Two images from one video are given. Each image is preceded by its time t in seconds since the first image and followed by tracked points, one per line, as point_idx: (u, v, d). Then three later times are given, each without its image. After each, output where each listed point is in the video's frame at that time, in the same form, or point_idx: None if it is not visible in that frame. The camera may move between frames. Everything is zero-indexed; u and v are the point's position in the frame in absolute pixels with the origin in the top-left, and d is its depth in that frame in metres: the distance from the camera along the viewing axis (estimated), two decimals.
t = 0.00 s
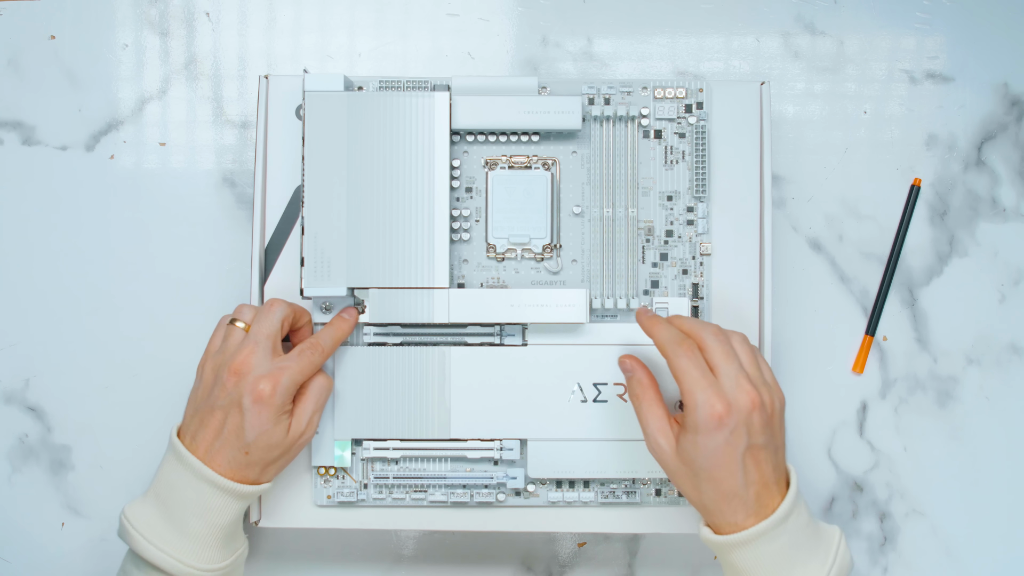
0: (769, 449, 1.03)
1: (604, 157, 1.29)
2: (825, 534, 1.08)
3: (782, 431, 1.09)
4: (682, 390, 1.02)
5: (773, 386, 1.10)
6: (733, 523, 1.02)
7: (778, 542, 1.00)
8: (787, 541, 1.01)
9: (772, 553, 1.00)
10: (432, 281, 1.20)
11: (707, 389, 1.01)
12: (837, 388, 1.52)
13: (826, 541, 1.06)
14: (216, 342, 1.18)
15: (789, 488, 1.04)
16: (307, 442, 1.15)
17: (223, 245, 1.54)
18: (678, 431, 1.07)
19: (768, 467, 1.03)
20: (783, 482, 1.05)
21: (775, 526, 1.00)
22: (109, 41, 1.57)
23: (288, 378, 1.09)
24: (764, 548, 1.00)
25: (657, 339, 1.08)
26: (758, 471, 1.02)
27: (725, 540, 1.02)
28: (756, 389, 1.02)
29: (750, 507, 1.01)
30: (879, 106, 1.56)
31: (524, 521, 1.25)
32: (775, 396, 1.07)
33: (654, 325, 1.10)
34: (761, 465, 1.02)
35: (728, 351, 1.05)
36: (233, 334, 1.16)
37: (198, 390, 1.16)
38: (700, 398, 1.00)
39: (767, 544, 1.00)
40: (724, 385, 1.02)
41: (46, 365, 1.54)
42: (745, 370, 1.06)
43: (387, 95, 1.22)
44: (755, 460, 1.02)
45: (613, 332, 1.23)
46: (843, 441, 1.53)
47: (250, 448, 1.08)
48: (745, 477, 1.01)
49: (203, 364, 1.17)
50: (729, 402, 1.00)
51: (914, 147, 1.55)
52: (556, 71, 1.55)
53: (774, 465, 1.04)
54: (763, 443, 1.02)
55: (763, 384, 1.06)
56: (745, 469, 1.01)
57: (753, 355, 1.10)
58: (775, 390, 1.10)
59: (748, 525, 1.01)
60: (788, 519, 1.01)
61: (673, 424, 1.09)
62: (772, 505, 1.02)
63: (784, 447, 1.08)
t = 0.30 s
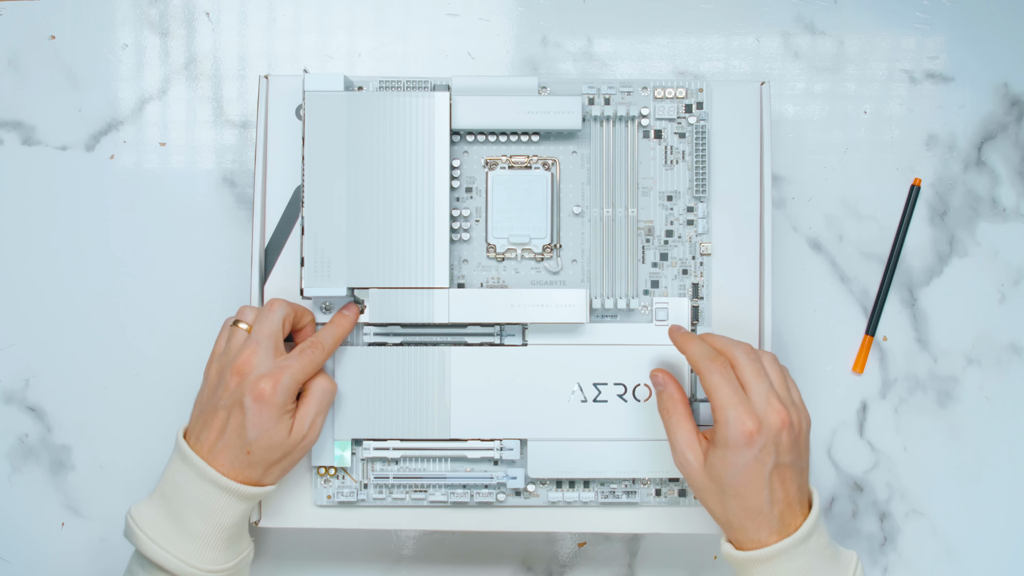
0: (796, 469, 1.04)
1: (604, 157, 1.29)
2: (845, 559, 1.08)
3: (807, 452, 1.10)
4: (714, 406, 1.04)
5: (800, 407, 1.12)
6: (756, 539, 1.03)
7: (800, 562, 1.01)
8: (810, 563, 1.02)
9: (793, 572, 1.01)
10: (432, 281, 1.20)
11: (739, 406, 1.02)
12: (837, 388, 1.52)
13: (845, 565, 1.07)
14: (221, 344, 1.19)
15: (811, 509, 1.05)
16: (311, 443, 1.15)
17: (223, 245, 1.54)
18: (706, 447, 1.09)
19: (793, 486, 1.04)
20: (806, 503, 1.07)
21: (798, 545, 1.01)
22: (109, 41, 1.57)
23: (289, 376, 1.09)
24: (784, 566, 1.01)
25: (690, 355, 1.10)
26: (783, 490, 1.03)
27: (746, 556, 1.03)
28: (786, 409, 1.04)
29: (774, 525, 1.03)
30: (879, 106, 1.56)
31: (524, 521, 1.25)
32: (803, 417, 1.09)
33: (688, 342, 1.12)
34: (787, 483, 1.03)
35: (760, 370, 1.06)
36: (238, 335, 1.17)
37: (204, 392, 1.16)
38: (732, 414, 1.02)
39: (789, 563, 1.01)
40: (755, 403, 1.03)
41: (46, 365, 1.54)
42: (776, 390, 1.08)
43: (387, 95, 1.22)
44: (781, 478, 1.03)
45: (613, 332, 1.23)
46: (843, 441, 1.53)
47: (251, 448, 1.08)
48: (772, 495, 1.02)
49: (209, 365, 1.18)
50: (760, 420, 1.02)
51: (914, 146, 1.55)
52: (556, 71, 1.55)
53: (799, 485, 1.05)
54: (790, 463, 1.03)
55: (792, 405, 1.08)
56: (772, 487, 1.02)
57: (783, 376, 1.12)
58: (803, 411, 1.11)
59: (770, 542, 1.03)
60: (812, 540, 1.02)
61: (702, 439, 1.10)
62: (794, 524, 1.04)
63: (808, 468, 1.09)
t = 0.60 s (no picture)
0: (807, 478, 1.05)
1: (604, 157, 1.29)
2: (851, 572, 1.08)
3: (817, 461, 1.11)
4: (727, 412, 1.06)
5: (811, 416, 1.12)
6: (765, 547, 1.04)
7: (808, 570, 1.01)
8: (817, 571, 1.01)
9: None
10: (432, 281, 1.20)
11: (752, 413, 1.03)
12: (837, 388, 1.52)
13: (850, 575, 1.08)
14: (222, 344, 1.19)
15: (821, 518, 1.06)
16: (312, 443, 1.15)
17: (223, 245, 1.54)
18: (717, 452, 1.09)
19: (804, 495, 1.05)
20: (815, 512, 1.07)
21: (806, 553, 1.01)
22: (109, 41, 1.57)
23: (289, 374, 1.10)
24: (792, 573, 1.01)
25: (704, 362, 1.11)
26: (793, 498, 1.04)
27: (754, 561, 1.04)
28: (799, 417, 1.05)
29: (784, 533, 1.03)
30: (879, 106, 1.56)
31: (524, 521, 1.25)
32: (814, 425, 1.09)
33: (701, 348, 1.13)
34: (797, 491, 1.04)
35: (773, 377, 1.07)
36: (242, 335, 1.17)
37: (206, 391, 1.17)
38: (745, 421, 1.03)
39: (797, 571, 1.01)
40: (768, 410, 1.05)
41: (46, 365, 1.54)
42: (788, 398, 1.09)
43: (387, 95, 1.22)
44: (791, 486, 1.04)
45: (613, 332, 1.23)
46: (843, 441, 1.53)
47: (252, 446, 1.08)
48: (783, 503, 1.03)
49: (211, 365, 1.19)
50: (772, 426, 1.03)
51: (914, 146, 1.55)
52: (556, 71, 1.55)
53: (809, 493, 1.06)
54: (801, 471, 1.04)
55: (805, 413, 1.08)
56: (782, 495, 1.03)
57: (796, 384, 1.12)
58: (815, 420, 1.12)
59: (778, 549, 1.03)
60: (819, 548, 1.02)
61: (713, 446, 1.11)
62: (804, 532, 1.04)
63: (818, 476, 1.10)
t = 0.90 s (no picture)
0: (802, 473, 1.05)
1: (604, 157, 1.29)
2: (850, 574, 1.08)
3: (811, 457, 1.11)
4: (721, 409, 1.05)
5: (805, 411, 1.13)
6: (761, 540, 1.04)
7: (802, 568, 1.03)
8: (813, 567, 1.03)
9: None
10: (432, 281, 1.20)
11: (747, 410, 1.03)
12: (837, 388, 1.52)
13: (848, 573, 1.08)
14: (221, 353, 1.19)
15: (816, 513, 1.07)
16: (310, 454, 1.14)
17: (223, 245, 1.54)
18: (712, 449, 1.09)
19: (798, 491, 1.05)
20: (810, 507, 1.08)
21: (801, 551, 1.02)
22: (108, 41, 1.57)
23: (284, 385, 1.09)
24: (788, 571, 1.02)
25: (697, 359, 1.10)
26: (789, 494, 1.04)
27: (750, 555, 1.04)
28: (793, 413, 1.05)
29: (779, 528, 1.04)
30: (879, 106, 1.56)
31: (523, 521, 1.25)
32: (808, 421, 1.10)
33: (694, 345, 1.13)
34: (792, 487, 1.05)
35: (766, 373, 1.07)
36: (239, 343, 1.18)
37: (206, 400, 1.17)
38: (740, 418, 1.03)
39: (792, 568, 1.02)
40: (763, 406, 1.04)
41: (45, 365, 1.54)
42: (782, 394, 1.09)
43: (387, 95, 1.22)
44: (787, 482, 1.04)
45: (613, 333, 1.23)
46: (843, 441, 1.53)
47: (249, 456, 1.08)
48: (778, 499, 1.03)
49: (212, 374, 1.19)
50: (766, 423, 1.02)
51: (914, 146, 1.55)
52: (555, 71, 1.55)
53: (804, 488, 1.06)
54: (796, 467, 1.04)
55: (799, 409, 1.09)
56: (778, 491, 1.03)
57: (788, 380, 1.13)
58: (808, 415, 1.12)
59: (774, 545, 1.04)
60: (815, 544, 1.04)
61: (708, 442, 1.11)
62: (799, 527, 1.05)
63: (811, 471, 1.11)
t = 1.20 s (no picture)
0: (764, 438, 1.05)
1: (604, 157, 1.29)
2: (831, 534, 1.07)
3: (774, 423, 1.11)
4: (669, 383, 1.07)
5: (761, 377, 1.13)
6: (736, 513, 1.03)
7: (781, 535, 1.01)
8: (791, 534, 1.01)
9: (774, 545, 1.01)
10: (432, 281, 1.20)
11: (693, 379, 1.05)
12: (837, 388, 1.52)
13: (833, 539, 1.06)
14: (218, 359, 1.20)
15: (788, 479, 1.05)
16: (311, 464, 1.13)
17: (223, 245, 1.54)
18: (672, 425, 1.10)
19: (764, 457, 1.04)
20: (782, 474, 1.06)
21: (778, 520, 1.00)
22: (108, 41, 1.57)
23: (275, 386, 1.09)
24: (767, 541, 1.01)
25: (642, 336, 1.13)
26: (753, 462, 1.04)
27: (727, 530, 1.03)
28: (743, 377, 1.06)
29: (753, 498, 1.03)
30: (879, 106, 1.56)
31: (523, 521, 1.25)
32: (762, 386, 1.11)
33: (637, 322, 1.15)
34: (755, 454, 1.04)
35: (709, 341, 1.08)
36: (230, 347, 1.17)
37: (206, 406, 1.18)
38: (688, 388, 1.04)
39: (771, 537, 1.01)
40: (711, 374, 1.06)
41: (45, 365, 1.54)
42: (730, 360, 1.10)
43: (387, 95, 1.22)
44: (748, 449, 1.04)
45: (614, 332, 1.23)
46: (843, 441, 1.53)
47: (245, 462, 1.08)
48: (742, 467, 1.03)
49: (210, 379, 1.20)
50: (713, 391, 1.04)
51: (914, 146, 1.55)
52: (555, 71, 1.55)
53: (769, 454, 1.05)
54: (755, 433, 1.04)
55: (750, 374, 1.10)
56: (740, 459, 1.03)
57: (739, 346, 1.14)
58: (763, 380, 1.12)
59: (748, 517, 1.03)
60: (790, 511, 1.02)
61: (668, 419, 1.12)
62: (773, 495, 1.03)
63: (778, 438, 1.10)
